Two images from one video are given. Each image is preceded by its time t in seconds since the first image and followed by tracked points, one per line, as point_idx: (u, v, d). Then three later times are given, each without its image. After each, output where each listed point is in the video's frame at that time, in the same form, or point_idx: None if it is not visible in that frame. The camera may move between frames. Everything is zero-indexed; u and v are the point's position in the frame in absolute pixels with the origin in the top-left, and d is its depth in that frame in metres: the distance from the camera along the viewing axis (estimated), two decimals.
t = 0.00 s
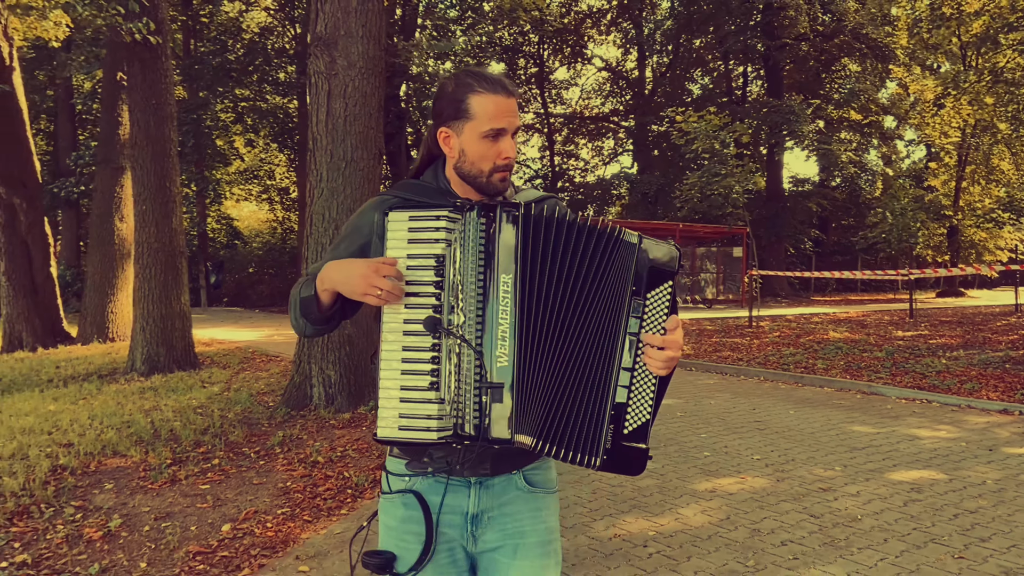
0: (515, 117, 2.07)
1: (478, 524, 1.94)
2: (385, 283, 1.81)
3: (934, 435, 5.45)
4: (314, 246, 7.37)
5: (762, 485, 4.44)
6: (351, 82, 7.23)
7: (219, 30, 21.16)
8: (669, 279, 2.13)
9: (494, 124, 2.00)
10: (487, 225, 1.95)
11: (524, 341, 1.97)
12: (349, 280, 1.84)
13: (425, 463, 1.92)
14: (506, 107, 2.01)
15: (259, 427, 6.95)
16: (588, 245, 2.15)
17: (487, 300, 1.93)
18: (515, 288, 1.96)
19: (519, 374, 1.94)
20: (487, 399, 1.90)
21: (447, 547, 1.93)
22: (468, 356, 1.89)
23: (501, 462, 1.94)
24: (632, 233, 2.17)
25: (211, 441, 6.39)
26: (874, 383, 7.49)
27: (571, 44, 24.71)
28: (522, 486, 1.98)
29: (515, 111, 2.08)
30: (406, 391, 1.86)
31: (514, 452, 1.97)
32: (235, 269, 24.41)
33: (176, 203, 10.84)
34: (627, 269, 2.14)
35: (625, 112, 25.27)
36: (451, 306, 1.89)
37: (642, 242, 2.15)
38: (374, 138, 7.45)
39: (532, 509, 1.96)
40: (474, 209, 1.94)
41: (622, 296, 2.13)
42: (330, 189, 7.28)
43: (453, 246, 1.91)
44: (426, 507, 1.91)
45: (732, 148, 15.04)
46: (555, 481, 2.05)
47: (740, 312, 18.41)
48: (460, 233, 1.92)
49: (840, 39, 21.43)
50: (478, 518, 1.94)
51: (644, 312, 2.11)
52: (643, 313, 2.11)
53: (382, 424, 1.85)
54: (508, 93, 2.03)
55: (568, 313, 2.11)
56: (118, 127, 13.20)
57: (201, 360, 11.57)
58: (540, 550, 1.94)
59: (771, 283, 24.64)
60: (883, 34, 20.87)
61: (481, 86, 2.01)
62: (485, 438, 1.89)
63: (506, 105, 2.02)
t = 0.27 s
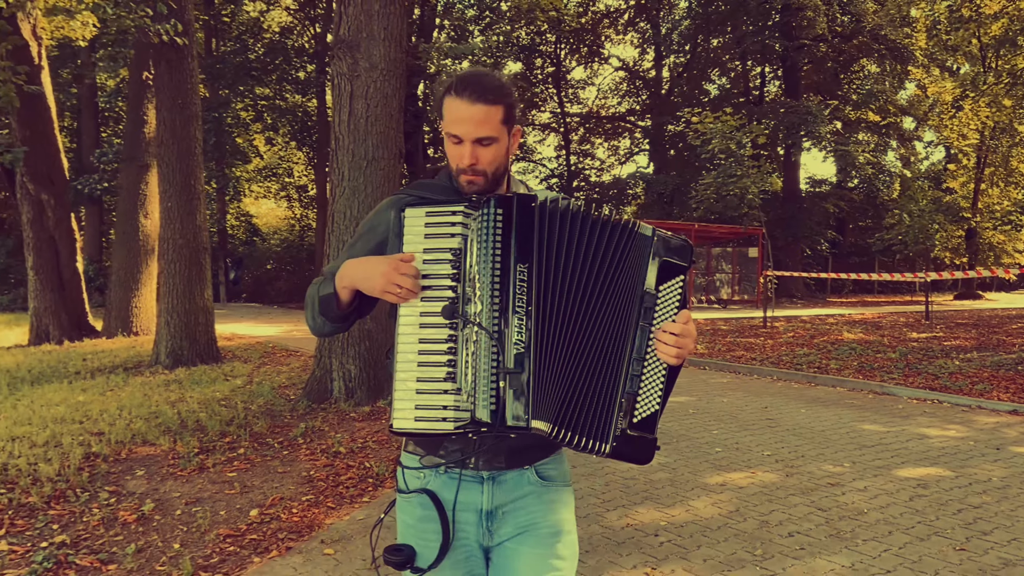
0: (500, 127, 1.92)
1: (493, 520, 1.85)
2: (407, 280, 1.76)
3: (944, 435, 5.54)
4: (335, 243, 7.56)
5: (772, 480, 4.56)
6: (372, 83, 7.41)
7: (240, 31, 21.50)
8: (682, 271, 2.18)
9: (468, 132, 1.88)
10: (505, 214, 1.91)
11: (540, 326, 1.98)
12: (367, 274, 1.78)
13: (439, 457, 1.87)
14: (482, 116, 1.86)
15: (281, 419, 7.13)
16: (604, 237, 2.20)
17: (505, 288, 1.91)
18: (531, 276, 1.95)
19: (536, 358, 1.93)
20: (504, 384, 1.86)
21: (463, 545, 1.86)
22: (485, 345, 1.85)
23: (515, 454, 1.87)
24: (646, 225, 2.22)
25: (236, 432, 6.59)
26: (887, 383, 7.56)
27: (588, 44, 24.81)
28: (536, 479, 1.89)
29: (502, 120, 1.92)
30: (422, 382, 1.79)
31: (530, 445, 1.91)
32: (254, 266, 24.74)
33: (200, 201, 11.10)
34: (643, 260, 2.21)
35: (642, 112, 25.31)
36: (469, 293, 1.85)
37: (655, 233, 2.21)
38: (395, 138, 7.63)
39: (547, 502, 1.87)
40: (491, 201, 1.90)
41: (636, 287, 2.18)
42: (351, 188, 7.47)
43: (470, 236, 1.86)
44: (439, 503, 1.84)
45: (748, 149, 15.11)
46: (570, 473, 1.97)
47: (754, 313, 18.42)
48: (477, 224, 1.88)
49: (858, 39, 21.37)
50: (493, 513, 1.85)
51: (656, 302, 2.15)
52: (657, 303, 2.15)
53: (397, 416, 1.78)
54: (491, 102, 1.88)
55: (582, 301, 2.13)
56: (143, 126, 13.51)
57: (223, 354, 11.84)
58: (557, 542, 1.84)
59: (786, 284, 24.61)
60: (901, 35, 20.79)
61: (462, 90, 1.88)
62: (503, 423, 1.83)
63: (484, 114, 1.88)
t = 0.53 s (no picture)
0: (505, 142, 1.85)
1: (505, 523, 1.80)
2: (425, 265, 1.73)
3: (952, 429, 5.64)
4: (356, 239, 7.75)
5: (781, 470, 4.69)
6: (393, 82, 7.60)
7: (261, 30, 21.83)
8: (700, 270, 2.10)
9: (472, 147, 1.85)
10: (525, 206, 1.85)
11: (556, 320, 1.88)
12: (386, 261, 1.78)
13: (454, 454, 1.81)
14: (482, 134, 1.81)
15: (304, 409, 7.34)
16: (622, 234, 2.10)
17: (523, 281, 1.82)
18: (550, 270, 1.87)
19: (551, 353, 1.83)
20: (519, 377, 1.76)
21: (475, 547, 1.81)
22: (503, 337, 1.77)
23: (530, 455, 1.81)
24: (665, 224, 2.14)
25: (260, 421, 6.81)
26: (898, 380, 7.63)
27: (605, 42, 24.90)
28: (548, 483, 1.82)
29: (508, 135, 1.84)
30: (440, 372, 1.73)
31: (546, 446, 1.83)
32: (273, 262, 25.08)
33: (223, 196, 11.35)
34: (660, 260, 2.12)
35: (658, 110, 25.33)
36: (488, 285, 1.78)
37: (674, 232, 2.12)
38: (414, 136, 7.81)
39: (560, 509, 1.81)
40: (512, 196, 1.84)
41: (651, 285, 2.10)
42: (371, 185, 7.66)
43: (492, 232, 1.81)
44: (451, 505, 1.80)
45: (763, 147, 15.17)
46: (586, 475, 1.90)
47: (770, 311, 18.44)
48: (500, 217, 1.83)
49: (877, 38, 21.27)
50: (504, 517, 1.80)
51: (673, 301, 2.08)
52: (674, 302, 2.08)
53: (414, 405, 1.72)
54: (494, 118, 1.81)
55: (598, 298, 2.03)
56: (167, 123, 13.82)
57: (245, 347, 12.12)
58: (567, 547, 1.80)
59: (802, 283, 24.53)
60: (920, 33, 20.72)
61: (468, 103, 1.83)
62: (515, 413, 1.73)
63: (486, 131, 1.82)
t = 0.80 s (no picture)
0: (521, 139, 1.84)
1: (509, 518, 1.77)
2: (440, 263, 1.74)
3: (957, 426, 5.72)
4: (372, 237, 7.94)
5: (785, 463, 4.80)
6: (409, 83, 7.76)
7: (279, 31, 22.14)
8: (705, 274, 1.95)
9: (488, 144, 1.85)
10: (533, 204, 1.82)
11: (553, 319, 1.81)
12: (400, 256, 1.79)
13: (459, 450, 1.79)
14: (498, 130, 1.81)
15: (320, 403, 7.53)
16: (622, 231, 1.97)
17: (524, 280, 1.79)
18: (552, 269, 1.82)
19: (545, 353, 1.78)
20: (514, 376, 1.73)
21: (476, 541, 1.78)
22: (501, 336, 1.75)
23: (534, 454, 1.78)
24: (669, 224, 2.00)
25: (279, 413, 7.00)
26: (907, 377, 7.70)
27: (620, 41, 24.98)
28: (556, 479, 1.80)
29: (525, 133, 1.84)
30: (442, 367, 1.73)
31: (547, 448, 1.79)
32: (290, 260, 25.40)
33: (241, 195, 11.57)
34: (660, 261, 1.97)
35: (673, 109, 25.38)
36: (490, 283, 1.77)
37: (680, 233, 1.98)
38: (429, 136, 7.98)
39: (566, 506, 1.78)
40: (522, 194, 1.82)
41: (651, 285, 1.96)
42: (388, 184, 7.84)
43: (499, 230, 1.81)
44: (455, 496, 1.78)
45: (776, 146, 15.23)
46: (595, 478, 1.85)
47: (782, 310, 18.48)
48: (509, 214, 1.81)
49: (894, 36, 21.19)
50: (510, 510, 1.77)
51: (671, 304, 1.94)
52: (673, 303, 1.94)
53: (415, 398, 1.73)
54: (510, 114, 1.81)
55: (596, 296, 1.92)
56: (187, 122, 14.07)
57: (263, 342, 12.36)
58: (571, 547, 1.76)
59: (816, 281, 24.48)
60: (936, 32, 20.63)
61: (485, 99, 1.84)
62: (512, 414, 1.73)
63: (501, 128, 1.82)
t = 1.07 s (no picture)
0: (519, 144, 1.93)
1: (511, 516, 1.81)
2: (442, 258, 1.81)
3: (963, 425, 5.81)
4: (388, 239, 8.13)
5: (790, 459, 4.92)
6: (423, 89, 7.94)
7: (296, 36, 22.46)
8: (695, 265, 2.04)
9: (487, 150, 1.94)
10: (530, 205, 1.88)
11: (551, 313, 1.86)
12: (404, 247, 1.85)
13: (463, 446, 1.83)
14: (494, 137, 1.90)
15: (337, 401, 7.71)
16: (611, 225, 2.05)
17: (520, 278, 1.84)
18: (549, 266, 1.87)
19: (545, 347, 1.83)
20: (513, 370, 1.78)
21: (477, 533, 1.82)
22: (498, 333, 1.79)
23: (537, 453, 1.82)
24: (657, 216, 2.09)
25: (297, 411, 7.19)
26: (916, 378, 7.77)
27: (633, 43, 25.06)
28: (561, 482, 1.83)
29: (521, 139, 1.93)
30: (445, 365, 1.78)
31: (549, 446, 1.83)
32: (305, 262, 25.68)
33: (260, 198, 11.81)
34: (649, 250, 2.07)
35: (686, 111, 25.39)
36: (488, 281, 1.82)
37: (668, 226, 2.07)
38: (443, 140, 8.15)
39: (569, 509, 1.81)
40: (519, 194, 1.88)
41: (641, 278, 2.05)
42: (402, 187, 8.02)
43: (499, 230, 1.87)
44: (459, 487, 1.82)
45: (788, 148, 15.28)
46: (599, 485, 1.89)
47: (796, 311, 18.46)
48: (507, 216, 1.88)
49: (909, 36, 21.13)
50: (512, 509, 1.81)
51: (662, 294, 2.04)
52: (663, 296, 2.03)
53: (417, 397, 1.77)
54: (507, 121, 1.90)
55: (591, 291, 1.98)
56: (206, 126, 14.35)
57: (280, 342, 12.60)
58: (573, 552, 1.78)
59: (830, 283, 24.40)
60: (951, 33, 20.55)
61: (484, 107, 1.93)
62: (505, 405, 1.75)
63: (499, 134, 1.91)
